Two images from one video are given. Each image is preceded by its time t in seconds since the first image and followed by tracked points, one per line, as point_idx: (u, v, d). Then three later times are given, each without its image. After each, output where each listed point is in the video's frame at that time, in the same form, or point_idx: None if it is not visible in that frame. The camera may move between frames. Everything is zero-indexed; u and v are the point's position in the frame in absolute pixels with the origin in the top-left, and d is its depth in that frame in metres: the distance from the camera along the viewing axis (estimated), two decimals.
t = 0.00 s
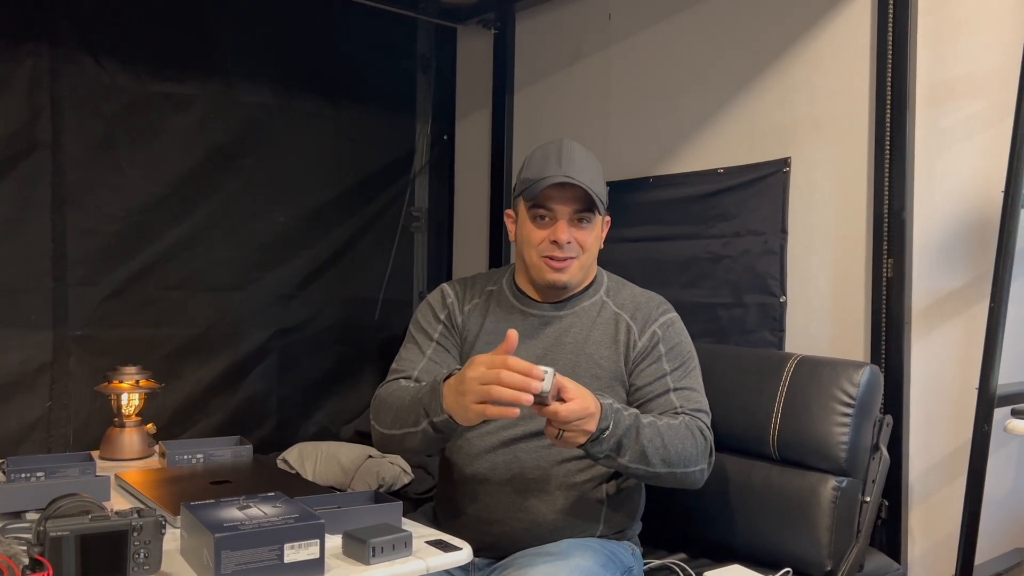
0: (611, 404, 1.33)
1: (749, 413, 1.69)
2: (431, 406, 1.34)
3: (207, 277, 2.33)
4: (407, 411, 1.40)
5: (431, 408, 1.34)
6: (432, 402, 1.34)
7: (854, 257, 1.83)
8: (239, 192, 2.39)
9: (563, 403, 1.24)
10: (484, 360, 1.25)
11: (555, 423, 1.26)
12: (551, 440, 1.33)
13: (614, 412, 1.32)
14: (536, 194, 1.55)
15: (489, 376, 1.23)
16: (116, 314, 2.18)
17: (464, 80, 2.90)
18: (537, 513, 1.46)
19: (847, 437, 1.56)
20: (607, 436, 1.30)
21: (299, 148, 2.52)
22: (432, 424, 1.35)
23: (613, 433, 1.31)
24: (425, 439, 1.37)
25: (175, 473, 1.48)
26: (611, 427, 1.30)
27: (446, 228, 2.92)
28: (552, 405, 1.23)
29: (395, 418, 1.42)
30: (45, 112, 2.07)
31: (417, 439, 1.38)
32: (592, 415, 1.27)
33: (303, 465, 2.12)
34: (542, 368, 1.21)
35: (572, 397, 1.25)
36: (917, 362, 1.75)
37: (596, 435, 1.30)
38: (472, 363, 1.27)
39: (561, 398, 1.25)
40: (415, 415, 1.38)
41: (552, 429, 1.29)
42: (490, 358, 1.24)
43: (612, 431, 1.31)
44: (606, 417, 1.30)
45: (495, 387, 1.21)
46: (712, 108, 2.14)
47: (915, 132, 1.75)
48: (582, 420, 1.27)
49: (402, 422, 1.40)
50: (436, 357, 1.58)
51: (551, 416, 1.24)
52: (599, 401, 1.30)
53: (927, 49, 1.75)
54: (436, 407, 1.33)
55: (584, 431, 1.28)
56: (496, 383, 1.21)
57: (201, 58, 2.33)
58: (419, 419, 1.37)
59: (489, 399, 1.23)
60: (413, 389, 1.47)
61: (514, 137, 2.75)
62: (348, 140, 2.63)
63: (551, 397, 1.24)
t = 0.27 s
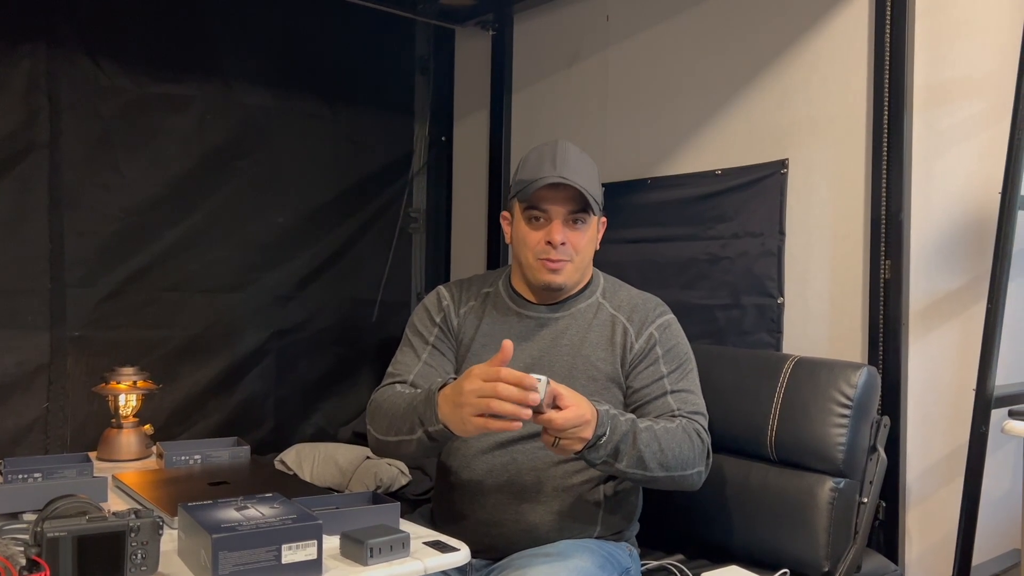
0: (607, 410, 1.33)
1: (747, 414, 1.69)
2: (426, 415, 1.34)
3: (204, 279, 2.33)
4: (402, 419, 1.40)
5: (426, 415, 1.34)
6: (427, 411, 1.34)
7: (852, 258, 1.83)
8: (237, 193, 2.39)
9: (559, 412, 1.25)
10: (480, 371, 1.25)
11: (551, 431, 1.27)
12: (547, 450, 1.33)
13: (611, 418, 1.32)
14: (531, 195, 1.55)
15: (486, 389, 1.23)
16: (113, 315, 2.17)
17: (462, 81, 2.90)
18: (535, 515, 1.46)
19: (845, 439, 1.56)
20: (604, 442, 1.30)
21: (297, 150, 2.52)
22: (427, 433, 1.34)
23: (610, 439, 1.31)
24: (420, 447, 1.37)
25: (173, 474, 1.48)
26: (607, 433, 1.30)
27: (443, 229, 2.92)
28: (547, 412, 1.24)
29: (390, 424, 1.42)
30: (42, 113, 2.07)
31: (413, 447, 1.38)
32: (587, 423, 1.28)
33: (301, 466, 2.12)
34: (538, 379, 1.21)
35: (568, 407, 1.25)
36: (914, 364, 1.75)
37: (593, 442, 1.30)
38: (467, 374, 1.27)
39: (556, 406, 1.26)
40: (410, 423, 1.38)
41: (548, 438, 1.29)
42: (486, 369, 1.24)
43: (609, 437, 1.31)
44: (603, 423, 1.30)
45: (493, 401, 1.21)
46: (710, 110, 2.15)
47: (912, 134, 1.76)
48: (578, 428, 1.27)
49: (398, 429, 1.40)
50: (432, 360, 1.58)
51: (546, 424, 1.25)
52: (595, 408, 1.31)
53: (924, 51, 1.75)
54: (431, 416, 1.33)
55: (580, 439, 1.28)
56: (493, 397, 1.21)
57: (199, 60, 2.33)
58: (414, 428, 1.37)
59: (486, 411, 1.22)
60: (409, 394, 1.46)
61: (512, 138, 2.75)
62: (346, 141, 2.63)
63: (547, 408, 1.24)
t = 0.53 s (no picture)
0: (605, 410, 1.33)
1: (746, 415, 1.69)
2: (423, 419, 1.34)
3: (202, 280, 2.33)
4: (400, 421, 1.40)
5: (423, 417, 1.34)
6: (425, 414, 1.34)
7: (850, 259, 1.83)
8: (235, 194, 2.39)
9: (555, 412, 1.25)
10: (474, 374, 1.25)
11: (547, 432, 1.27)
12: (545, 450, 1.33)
13: (608, 419, 1.32)
14: (527, 197, 1.55)
15: (481, 392, 1.23)
16: (111, 316, 2.17)
17: (460, 83, 2.90)
18: (533, 515, 1.46)
19: (843, 440, 1.56)
20: (601, 443, 1.30)
21: (295, 151, 2.52)
22: (424, 437, 1.35)
23: (607, 440, 1.31)
24: (418, 450, 1.37)
25: (171, 475, 1.48)
26: (604, 433, 1.31)
27: (442, 230, 2.92)
28: (544, 413, 1.24)
29: (387, 426, 1.42)
30: (40, 114, 2.07)
31: (410, 450, 1.38)
32: (584, 423, 1.27)
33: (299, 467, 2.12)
34: (532, 381, 1.21)
35: (564, 407, 1.25)
36: (912, 365, 1.75)
37: (590, 443, 1.30)
38: (462, 377, 1.27)
39: (553, 407, 1.26)
40: (407, 426, 1.38)
41: (545, 438, 1.29)
42: (481, 373, 1.24)
43: (606, 438, 1.31)
44: (600, 424, 1.30)
45: (488, 404, 1.21)
46: (708, 111, 2.15)
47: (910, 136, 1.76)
48: (575, 428, 1.27)
49: (395, 432, 1.40)
50: (429, 362, 1.58)
51: (543, 424, 1.25)
52: (592, 408, 1.31)
53: (921, 53, 1.76)
54: (428, 420, 1.33)
55: (577, 439, 1.28)
56: (488, 401, 1.21)
57: (197, 61, 2.33)
58: (411, 431, 1.37)
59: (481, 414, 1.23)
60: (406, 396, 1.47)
61: (510, 139, 2.76)
62: (345, 142, 2.63)
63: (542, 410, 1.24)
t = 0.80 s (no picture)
0: (603, 411, 1.33)
1: (744, 416, 1.69)
2: (420, 421, 1.34)
3: (200, 282, 2.33)
4: (397, 423, 1.40)
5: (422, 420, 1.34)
6: (422, 416, 1.34)
7: (848, 261, 1.83)
8: (233, 196, 2.39)
9: (553, 412, 1.25)
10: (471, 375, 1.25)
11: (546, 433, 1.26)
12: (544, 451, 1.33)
13: (606, 420, 1.32)
14: (525, 201, 1.55)
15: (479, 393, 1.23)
16: (109, 318, 2.17)
17: (459, 84, 2.90)
18: (531, 516, 1.46)
19: (841, 441, 1.56)
20: (599, 444, 1.30)
21: (293, 153, 2.52)
22: (422, 438, 1.35)
23: (605, 441, 1.31)
24: (415, 451, 1.37)
25: (169, 477, 1.48)
26: (602, 434, 1.31)
27: (440, 232, 2.93)
28: (542, 414, 1.24)
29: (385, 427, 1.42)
30: (38, 116, 2.07)
31: (408, 451, 1.38)
32: (582, 423, 1.27)
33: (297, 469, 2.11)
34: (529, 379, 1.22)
35: (561, 406, 1.25)
36: (910, 366, 1.76)
37: (588, 444, 1.30)
38: (459, 379, 1.27)
39: (551, 407, 1.26)
40: (405, 428, 1.38)
41: (543, 439, 1.28)
42: (477, 373, 1.24)
43: (604, 439, 1.31)
44: (598, 424, 1.30)
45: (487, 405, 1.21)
46: (706, 112, 2.15)
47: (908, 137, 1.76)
48: (573, 429, 1.27)
49: (393, 434, 1.40)
50: (427, 364, 1.58)
51: (542, 425, 1.25)
52: (591, 409, 1.31)
53: (919, 55, 1.76)
54: (426, 421, 1.33)
55: (575, 439, 1.28)
56: (486, 401, 1.22)
57: (195, 63, 2.33)
58: (408, 432, 1.37)
59: (479, 416, 1.23)
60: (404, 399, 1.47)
61: (508, 141, 2.76)
62: (343, 144, 2.63)
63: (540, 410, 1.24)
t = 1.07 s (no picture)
0: (603, 416, 1.33)
1: (742, 419, 1.69)
2: (420, 427, 1.34)
3: (198, 285, 2.32)
4: (397, 429, 1.40)
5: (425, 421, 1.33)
6: (422, 422, 1.34)
7: (846, 263, 1.84)
8: (232, 199, 2.39)
9: (550, 420, 1.24)
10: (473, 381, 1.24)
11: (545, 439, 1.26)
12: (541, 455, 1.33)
13: (606, 424, 1.32)
14: (524, 201, 1.55)
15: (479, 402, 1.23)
16: (108, 321, 2.17)
17: (457, 87, 2.91)
18: (530, 519, 1.46)
19: (839, 443, 1.56)
20: (598, 448, 1.30)
21: (291, 155, 2.52)
22: (421, 445, 1.35)
23: (605, 445, 1.31)
24: (416, 457, 1.37)
25: (167, 480, 1.47)
26: (601, 439, 1.30)
27: (439, 234, 2.93)
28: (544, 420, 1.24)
29: (386, 430, 1.41)
30: (36, 119, 2.07)
31: (408, 457, 1.38)
32: (582, 430, 1.27)
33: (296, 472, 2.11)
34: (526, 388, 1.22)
35: (558, 414, 1.25)
36: (908, 368, 1.76)
37: (587, 448, 1.30)
38: (461, 385, 1.27)
39: (552, 413, 1.25)
40: (404, 434, 1.38)
41: (542, 444, 1.28)
42: (479, 380, 1.23)
43: (603, 444, 1.31)
44: (598, 429, 1.30)
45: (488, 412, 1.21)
46: (704, 115, 2.15)
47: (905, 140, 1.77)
48: (573, 436, 1.26)
49: (392, 439, 1.40)
50: (427, 367, 1.58)
51: (542, 431, 1.25)
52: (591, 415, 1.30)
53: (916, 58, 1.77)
54: (425, 428, 1.33)
55: (574, 446, 1.28)
56: (485, 409, 1.22)
57: (193, 65, 2.33)
58: (408, 438, 1.37)
59: (478, 423, 1.23)
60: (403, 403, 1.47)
61: (507, 144, 2.76)
62: (342, 147, 2.63)
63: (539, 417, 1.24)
